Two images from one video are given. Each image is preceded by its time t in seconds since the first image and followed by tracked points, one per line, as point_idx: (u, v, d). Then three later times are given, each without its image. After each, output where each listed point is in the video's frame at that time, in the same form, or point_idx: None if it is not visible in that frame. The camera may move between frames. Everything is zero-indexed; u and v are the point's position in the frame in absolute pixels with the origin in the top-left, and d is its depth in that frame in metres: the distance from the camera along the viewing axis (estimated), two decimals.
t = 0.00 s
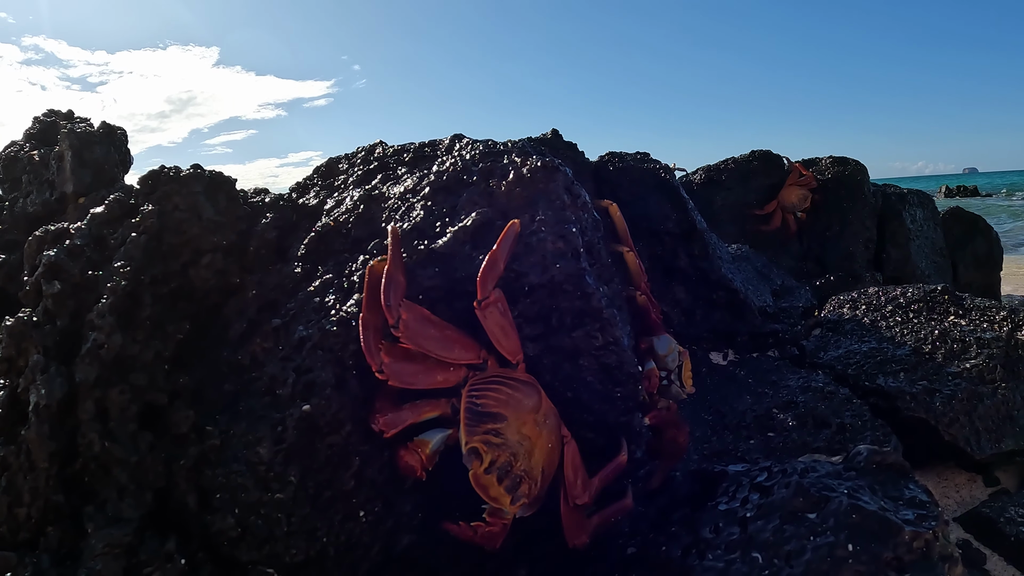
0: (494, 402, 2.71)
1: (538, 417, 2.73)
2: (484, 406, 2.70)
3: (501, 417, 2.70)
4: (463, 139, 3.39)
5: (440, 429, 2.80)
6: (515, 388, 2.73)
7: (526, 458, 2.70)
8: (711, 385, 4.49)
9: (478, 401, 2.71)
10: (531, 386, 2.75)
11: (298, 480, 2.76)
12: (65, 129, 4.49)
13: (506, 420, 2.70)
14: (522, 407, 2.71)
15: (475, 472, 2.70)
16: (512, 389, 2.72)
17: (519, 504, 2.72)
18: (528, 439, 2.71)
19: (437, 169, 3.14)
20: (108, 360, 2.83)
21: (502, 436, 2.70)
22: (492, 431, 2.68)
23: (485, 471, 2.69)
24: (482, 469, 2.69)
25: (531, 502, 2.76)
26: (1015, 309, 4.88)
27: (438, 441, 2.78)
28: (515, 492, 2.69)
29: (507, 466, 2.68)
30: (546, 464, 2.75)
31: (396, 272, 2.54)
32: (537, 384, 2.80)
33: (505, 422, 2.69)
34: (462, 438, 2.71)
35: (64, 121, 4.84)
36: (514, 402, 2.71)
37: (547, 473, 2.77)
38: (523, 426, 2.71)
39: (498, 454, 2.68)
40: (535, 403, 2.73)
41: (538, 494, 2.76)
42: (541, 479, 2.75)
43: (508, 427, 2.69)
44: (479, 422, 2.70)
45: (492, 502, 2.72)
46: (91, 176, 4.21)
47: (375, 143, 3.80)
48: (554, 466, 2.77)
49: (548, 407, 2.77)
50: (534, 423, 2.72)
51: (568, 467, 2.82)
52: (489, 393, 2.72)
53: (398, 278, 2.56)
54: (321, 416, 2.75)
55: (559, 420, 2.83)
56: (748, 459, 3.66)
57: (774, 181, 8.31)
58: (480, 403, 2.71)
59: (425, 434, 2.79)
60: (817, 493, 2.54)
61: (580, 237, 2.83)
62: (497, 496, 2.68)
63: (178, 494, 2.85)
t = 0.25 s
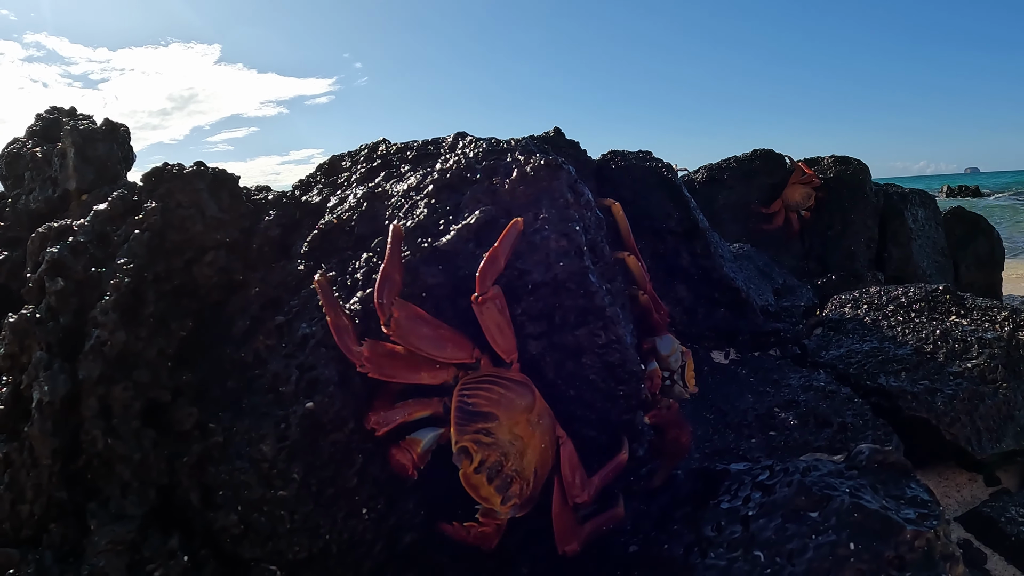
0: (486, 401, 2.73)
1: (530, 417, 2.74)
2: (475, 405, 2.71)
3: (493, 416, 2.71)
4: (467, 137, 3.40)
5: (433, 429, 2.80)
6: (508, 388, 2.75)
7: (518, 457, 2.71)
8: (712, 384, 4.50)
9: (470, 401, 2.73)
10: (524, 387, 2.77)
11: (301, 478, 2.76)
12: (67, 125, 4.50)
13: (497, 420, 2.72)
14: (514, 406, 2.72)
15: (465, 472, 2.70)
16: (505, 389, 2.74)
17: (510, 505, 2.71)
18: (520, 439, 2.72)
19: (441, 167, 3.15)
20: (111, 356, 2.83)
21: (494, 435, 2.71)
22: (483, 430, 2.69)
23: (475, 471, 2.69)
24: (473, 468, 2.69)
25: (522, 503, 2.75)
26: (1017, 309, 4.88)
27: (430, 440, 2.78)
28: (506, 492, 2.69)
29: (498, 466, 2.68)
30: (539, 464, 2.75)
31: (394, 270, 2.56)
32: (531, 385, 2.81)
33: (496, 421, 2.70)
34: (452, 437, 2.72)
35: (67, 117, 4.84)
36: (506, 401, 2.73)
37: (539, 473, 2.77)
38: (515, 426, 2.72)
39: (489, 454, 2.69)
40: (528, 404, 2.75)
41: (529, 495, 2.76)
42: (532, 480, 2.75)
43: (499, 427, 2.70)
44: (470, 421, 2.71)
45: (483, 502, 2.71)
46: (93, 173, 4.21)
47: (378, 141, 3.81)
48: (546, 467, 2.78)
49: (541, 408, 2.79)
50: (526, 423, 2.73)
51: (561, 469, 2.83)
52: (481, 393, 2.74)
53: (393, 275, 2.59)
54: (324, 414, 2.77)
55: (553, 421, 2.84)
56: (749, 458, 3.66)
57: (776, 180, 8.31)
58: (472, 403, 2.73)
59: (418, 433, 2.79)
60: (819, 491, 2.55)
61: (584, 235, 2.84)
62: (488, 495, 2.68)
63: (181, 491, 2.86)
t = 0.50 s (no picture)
0: (491, 403, 2.71)
1: (534, 419, 2.76)
2: (481, 407, 2.70)
3: (498, 418, 2.71)
4: (472, 136, 3.41)
5: (436, 431, 2.79)
6: (512, 390, 2.75)
7: (523, 459, 2.72)
8: (715, 383, 4.50)
9: (475, 402, 2.71)
10: (527, 388, 2.78)
11: (305, 475, 2.77)
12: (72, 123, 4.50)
13: (502, 422, 2.71)
14: (519, 408, 2.73)
15: (471, 473, 2.70)
16: (509, 391, 2.74)
17: (515, 506, 2.73)
18: (525, 441, 2.73)
19: (446, 165, 3.16)
20: (116, 353, 2.85)
21: (499, 437, 2.70)
22: (489, 432, 2.68)
23: (481, 472, 2.69)
24: (478, 469, 2.69)
25: (526, 504, 2.77)
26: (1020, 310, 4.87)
27: (433, 441, 2.77)
28: (511, 493, 2.71)
29: (504, 467, 2.69)
30: (542, 466, 2.78)
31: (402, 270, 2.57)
32: (533, 387, 2.82)
33: (502, 423, 2.70)
34: (458, 438, 2.70)
35: (71, 114, 4.85)
36: (510, 403, 2.73)
37: (542, 474, 2.79)
38: (519, 428, 2.73)
39: (495, 455, 2.69)
40: (532, 406, 2.76)
41: (533, 495, 2.78)
42: (536, 481, 2.77)
43: (505, 429, 2.70)
44: (476, 423, 2.70)
45: (488, 503, 2.72)
46: (98, 170, 4.22)
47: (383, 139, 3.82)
48: (549, 469, 2.81)
49: (543, 410, 2.81)
50: (530, 425, 2.75)
51: (563, 472, 2.85)
52: (486, 394, 2.72)
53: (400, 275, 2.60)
54: (329, 411, 2.78)
55: (555, 423, 2.86)
56: (752, 457, 3.66)
57: (778, 180, 8.32)
58: (477, 404, 2.71)
59: (421, 435, 2.78)
60: (823, 491, 2.55)
61: (589, 234, 2.84)
62: (495, 497, 2.69)
63: (186, 488, 2.87)
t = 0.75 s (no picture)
0: (490, 403, 2.74)
1: (533, 418, 2.78)
2: (479, 407, 2.72)
3: (497, 418, 2.73)
4: (475, 135, 3.41)
5: (436, 432, 2.82)
6: (510, 390, 2.78)
7: (523, 458, 2.74)
8: (717, 383, 4.50)
9: (474, 402, 2.73)
10: (525, 388, 2.80)
11: (308, 474, 2.78)
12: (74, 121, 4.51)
13: (501, 421, 2.73)
14: (518, 408, 2.75)
15: (472, 474, 2.70)
16: (508, 391, 2.77)
17: (517, 505, 2.74)
18: (524, 440, 2.75)
19: (449, 164, 3.17)
20: (119, 352, 2.85)
21: (498, 437, 2.73)
22: (489, 431, 2.71)
23: (482, 472, 2.70)
24: (479, 470, 2.70)
25: (528, 504, 2.78)
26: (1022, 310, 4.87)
27: (433, 444, 2.79)
28: (513, 493, 2.72)
29: (505, 467, 2.70)
30: (543, 465, 2.79)
31: (402, 269, 2.60)
32: (531, 387, 2.85)
33: (501, 423, 2.72)
34: (458, 439, 2.72)
35: (74, 113, 4.86)
36: (509, 402, 2.75)
37: (543, 473, 2.81)
38: (519, 427, 2.76)
39: (495, 455, 2.70)
40: (530, 405, 2.79)
41: (535, 495, 2.79)
42: (537, 480, 2.79)
43: (504, 428, 2.73)
44: (475, 423, 2.72)
45: (490, 503, 2.73)
46: (100, 169, 4.23)
47: (385, 138, 3.83)
48: (549, 468, 2.83)
49: (542, 409, 2.83)
50: (529, 424, 2.77)
51: (562, 472, 2.87)
52: (485, 394, 2.75)
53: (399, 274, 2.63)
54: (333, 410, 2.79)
55: (554, 422, 2.88)
56: (754, 456, 3.66)
57: (780, 180, 8.31)
58: (476, 405, 2.73)
59: (421, 437, 2.80)
60: (826, 490, 2.55)
61: (592, 233, 2.84)
62: (497, 496, 2.69)
63: (188, 486, 2.87)
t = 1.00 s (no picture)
0: (482, 407, 2.75)
1: (525, 419, 2.78)
2: (471, 411, 2.74)
3: (488, 422, 2.74)
4: (475, 133, 3.41)
5: (427, 439, 2.79)
6: (502, 392, 2.77)
7: (517, 461, 2.74)
8: (717, 383, 4.49)
9: (465, 407, 2.75)
10: (517, 389, 2.80)
11: (308, 473, 2.77)
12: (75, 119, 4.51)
13: (493, 426, 2.74)
14: (509, 410, 2.75)
15: (466, 479, 2.72)
16: (499, 393, 2.76)
17: (513, 508, 2.75)
18: (517, 443, 2.75)
19: (450, 163, 3.17)
20: (118, 350, 2.85)
21: (491, 441, 2.74)
22: (481, 436, 2.72)
23: (476, 477, 2.71)
24: (473, 475, 2.71)
25: (524, 506, 2.79)
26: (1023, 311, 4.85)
27: (427, 451, 2.77)
28: (508, 496, 2.73)
29: (498, 471, 2.71)
30: (537, 466, 2.79)
31: (394, 268, 2.60)
32: (523, 387, 2.84)
33: (493, 427, 2.73)
34: (450, 445, 2.73)
35: (75, 111, 4.86)
36: (501, 405, 2.76)
37: (539, 475, 2.81)
38: (511, 430, 2.76)
39: (488, 459, 2.71)
40: (522, 407, 2.78)
41: (531, 497, 2.80)
42: (532, 482, 2.79)
43: (496, 432, 2.73)
44: (466, 428, 2.74)
45: (486, 507, 2.74)
46: (101, 167, 4.23)
47: (386, 137, 3.82)
48: (544, 468, 2.82)
49: (535, 410, 2.82)
50: (522, 425, 2.76)
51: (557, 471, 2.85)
52: (476, 398, 2.75)
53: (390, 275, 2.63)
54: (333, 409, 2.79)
55: (548, 422, 2.87)
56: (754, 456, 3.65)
57: (781, 180, 8.30)
58: (467, 409, 2.75)
59: (412, 444, 2.76)
60: (826, 491, 2.55)
61: (593, 232, 2.83)
62: (492, 501, 2.70)
63: (188, 485, 2.87)
